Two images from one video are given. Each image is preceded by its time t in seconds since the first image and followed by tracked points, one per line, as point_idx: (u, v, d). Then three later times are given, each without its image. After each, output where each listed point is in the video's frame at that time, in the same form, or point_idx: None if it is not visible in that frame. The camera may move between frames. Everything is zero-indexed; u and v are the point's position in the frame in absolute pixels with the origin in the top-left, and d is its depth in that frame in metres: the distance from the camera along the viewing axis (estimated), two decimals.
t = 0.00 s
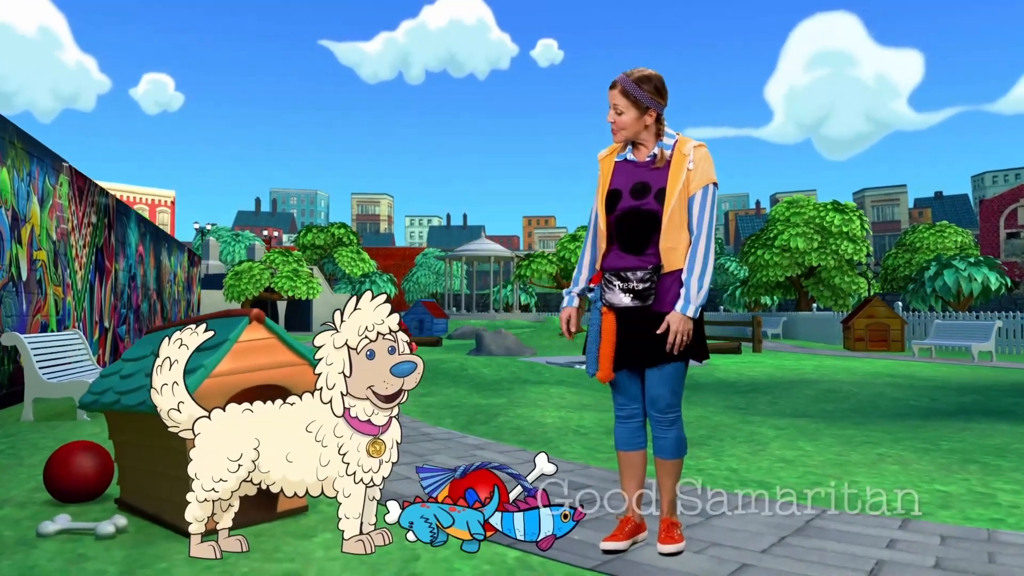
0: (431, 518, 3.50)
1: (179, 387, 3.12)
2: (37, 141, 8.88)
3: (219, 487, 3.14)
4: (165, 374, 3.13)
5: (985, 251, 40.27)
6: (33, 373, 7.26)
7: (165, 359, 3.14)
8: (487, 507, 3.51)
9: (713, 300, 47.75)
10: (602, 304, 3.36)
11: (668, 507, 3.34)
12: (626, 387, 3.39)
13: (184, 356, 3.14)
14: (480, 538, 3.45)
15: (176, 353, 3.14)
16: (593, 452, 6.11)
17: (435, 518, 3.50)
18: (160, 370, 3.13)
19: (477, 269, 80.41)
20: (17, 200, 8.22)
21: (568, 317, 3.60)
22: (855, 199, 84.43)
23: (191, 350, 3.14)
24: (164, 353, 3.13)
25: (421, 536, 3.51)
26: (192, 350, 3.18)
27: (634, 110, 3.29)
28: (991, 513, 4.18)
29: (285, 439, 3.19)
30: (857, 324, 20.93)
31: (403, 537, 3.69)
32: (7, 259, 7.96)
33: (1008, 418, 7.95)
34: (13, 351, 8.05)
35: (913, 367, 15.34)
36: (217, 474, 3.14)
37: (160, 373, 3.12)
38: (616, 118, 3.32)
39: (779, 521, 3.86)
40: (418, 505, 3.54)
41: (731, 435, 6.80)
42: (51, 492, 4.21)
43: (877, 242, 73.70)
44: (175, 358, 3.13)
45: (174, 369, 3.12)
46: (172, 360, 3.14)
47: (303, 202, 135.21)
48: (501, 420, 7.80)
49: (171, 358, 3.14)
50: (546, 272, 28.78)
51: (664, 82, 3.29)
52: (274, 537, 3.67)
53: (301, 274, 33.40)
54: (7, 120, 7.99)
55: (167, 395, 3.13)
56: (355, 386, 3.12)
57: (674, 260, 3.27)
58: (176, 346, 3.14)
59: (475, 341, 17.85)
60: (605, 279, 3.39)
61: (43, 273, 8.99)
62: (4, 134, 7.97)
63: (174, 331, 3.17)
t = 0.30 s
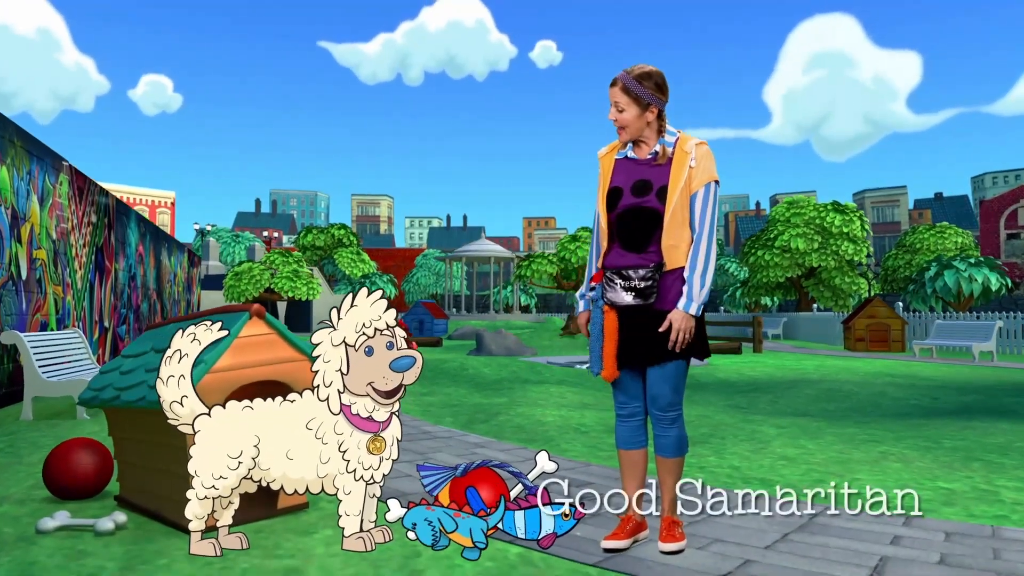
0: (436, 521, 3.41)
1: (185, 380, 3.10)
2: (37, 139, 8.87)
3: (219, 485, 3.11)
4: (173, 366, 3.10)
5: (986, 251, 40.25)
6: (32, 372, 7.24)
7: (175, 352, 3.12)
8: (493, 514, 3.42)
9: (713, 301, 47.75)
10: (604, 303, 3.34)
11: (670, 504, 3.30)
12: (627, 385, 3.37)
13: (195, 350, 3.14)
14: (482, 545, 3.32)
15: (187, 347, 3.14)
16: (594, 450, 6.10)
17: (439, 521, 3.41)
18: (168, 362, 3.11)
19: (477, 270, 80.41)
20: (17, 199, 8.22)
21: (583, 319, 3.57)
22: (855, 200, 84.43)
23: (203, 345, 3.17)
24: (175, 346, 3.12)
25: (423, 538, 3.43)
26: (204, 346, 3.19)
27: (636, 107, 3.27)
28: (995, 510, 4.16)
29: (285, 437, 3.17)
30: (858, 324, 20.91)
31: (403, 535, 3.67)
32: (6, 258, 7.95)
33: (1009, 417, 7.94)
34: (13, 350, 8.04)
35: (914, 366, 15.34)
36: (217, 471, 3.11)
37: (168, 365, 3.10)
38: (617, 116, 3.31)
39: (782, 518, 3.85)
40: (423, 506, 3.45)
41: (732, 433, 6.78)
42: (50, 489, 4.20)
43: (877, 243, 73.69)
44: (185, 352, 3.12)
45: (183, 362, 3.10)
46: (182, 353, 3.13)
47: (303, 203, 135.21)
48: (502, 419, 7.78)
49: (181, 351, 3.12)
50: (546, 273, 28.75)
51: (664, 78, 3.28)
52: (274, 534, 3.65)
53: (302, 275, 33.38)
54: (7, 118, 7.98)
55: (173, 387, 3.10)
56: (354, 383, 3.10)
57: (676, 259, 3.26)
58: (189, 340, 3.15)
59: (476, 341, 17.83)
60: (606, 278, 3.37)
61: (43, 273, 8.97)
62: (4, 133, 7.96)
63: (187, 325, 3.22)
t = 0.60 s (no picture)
0: (436, 521, 3.40)
1: (185, 380, 3.08)
2: (36, 139, 8.86)
3: (219, 484, 3.09)
4: (172, 366, 3.09)
5: (986, 252, 40.25)
6: (32, 372, 7.22)
7: (174, 351, 3.10)
8: (493, 513, 3.39)
9: (713, 302, 47.77)
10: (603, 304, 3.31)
11: (670, 504, 3.28)
12: (627, 383, 3.35)
13: (195, 349, 3.12)
14: (482, 544, 3.29)
15: (187, 347, 3.11)
16: (596, 449, 6.08)
17: (439, 520, 3.40)
18: (168, 361, 3.09)
19: (478, 270, 80.48)
20: (17, 198, 8.20)
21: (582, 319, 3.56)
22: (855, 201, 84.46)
23: (203, 344, 3.14)
24: (175, 345, 3.10)
25: (423, 537, 3.41)
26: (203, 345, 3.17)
27: (640, 96, 3.26)
28: (998, 509, 4.15)
29: (285, 436, 3.16)
30: (858, 324, 20.89)
31: (404, 534, 3.66)
32: (6, 258, 7.94)
33: (1010, 416, 7.93)
34: (12, 349, 8.03)
35: (914, 366, 15.34)
36: (217, 471, 3.09)
37: (167, 364, 3.08)
38: (619, 103, 3.29)
39: (783, 518, 3.83)
40: (423, 505, 3.44)
41: (733, 433, 6.77)
42: (51, 487, 4.19)
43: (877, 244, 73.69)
44: (185, 351, 3.10)
45: (182, 361, 3.08)
46: (181, 353, 3.10)
47: (303, 204, 135.26)
48: (503, 418, 7.77)
49: (180, 350, 3.10)
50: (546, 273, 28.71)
51: (671, 74, 3.28)
52: (274, 532, 3.63)
53: (302, 275, 33.37)
54: (6, 118, 7.97)
55: (172, 386, 3.08)
56: (354, 382, 3.09)
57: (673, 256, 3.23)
58: (188, 339, 3.12)
59: (476, 341, 17.82)
60: (606, 279, 3.34)
61: (43, 272, 8.96)
62: (3, 132, 7.94)
63: (186, 324, 3.18)
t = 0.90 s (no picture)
0: (436, 521, 3.40)
1: (179, 384, 3.07)
2: (36, 139, 8.85)
3: (219, 484, 3.09)
4: (164, 371, 3.06)
5: (986, 252, 40.24)
6: (32, 372, 7.22)
7: (164, 356, 3.06)
8: (493, 513, 3.39)
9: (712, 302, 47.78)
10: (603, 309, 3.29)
11: (670, 503, 3.29)
12: (628, 385, 3.34)
13: (184, 353, 3.06)
14: (482, 544, 3.29)
15: (175, 350, 3.06)
16: (596, 449, 6.08)
17: (439, 521, 3.40)
18: (159, 367, 3.06)
19: (477, 270, 80.49)
20: (17, 198, 8.20)
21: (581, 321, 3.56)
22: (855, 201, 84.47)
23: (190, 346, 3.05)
24: (164, 350, 3.05)
25: (423, 537, 3.41)
26: (192, 347, 3.09)
27: (642, 86, 3.27)
28: (997, 508, 4.15)
29: (285, 437, 3.15)
30: (858, 325, 20.89)
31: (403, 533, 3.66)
32: (6, 258, 7.94)
33: (1010, 416, 7.92)
34: (12, 349, 8.03)
35: (914, 366, 15.33)
36: (217, 471, 3.09)
37: (158, 370, 3.05)
38: (620, 88, 3.29)
39: (783, 518, 3.83)
40: (423, 505, 3.44)
41: (733, 433, 6.77)
42: (51, 487, 4.19)
43: (878, 244, 73.68)
44: (174, 355, 3.05)
45: (173, 366, 3.05)
46: (171, 357, 3.07)
47: (303, 204, 135.28)
48: (503, 418, 7.77)
49: (170, 355, 3.06)
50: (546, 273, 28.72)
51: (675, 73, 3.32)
52: (274, 532, 3.63)
53: (301, 275, 33.36)
54: (6, 118, 7.97)
55: (167, 392, 3.07)
56: (354, 382, 3.09)
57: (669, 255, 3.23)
58: (175, 343, 3.05)
59: (476, 341, 17.82)
60: (605, 283, 3.32)
61: (43, 272, 8.96)
62: (3, 132, 7.94)
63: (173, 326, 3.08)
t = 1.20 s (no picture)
0: (436, 521, 3.39)
1: (175, 387, 3.06)
2: (36, 139, 8.86)
3: (219, 484, 3.09)
4: (159, 375, 3.06)
5: (986, 252, 40.25)
6: (31, 372, 7.21)
7: (157, 361, 3.06)
8: (493, 513, 3.38)
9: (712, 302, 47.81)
10: (602, 308, 3.28)
11: (670, 503, 3.28)
12: (626, 385, 3.33)
13: (176, 356, 3.06)
14: (482, 544, 3.29)
15: (168, 353, 3.05)
16: (596, 449, 6.08)
17: (439, 521, 3.39)
18: (153, 372, 3.05)
19: (477, 270, 80.52)
20: (17, 198, 8.20)
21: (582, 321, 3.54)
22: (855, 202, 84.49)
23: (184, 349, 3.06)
24: (156, 355, 3.05)
25: (423, 537, 3.41)
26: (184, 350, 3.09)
27: (639, 90, 3.27)
28: (998, 508, 4.16)
29: (285, 437, 3.15)
30: (858, 324, 20.90)
31: (403, 534, 3.65)
32: (6, 257, 7.94)
33: (1010, 416, 7.93)
34: (12, 349, 8.04)
35: (915, 366, 15.33)
36: (217, 471, 3.08)
37: (153, 375, 3.05)
38: (619, 99, 3.29)
39: (783, 518, 3.83)
40: (423, 505, 3.44)
41: (734, 433, 6.77)
42: (52, 487, 4.19)
43: (878, 244, 73.62)
44: (167, 359, 3.05)
45: (167, 370, 3.04)
46: (164, 361, 3.07)
47: (303, 204, 135.39)
48: (503, 418, 7.77)
49: (163, 359, 3.06)
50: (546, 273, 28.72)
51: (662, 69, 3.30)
52: (274, 532, 3.63)
53: (302, 276, 33.36)
54: (6, 118, 7.97)
55: (164, 396, 3.06)
56: (355, 382, 3.09)
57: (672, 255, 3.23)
58: (167, 346, 3.05)
59: (476, 341, 17.82)
60: (603, 282, 3.31)
61: (43, 272, 8.96)
62: (3, 132, 7.94)
63: (165, 330, 3.08)
